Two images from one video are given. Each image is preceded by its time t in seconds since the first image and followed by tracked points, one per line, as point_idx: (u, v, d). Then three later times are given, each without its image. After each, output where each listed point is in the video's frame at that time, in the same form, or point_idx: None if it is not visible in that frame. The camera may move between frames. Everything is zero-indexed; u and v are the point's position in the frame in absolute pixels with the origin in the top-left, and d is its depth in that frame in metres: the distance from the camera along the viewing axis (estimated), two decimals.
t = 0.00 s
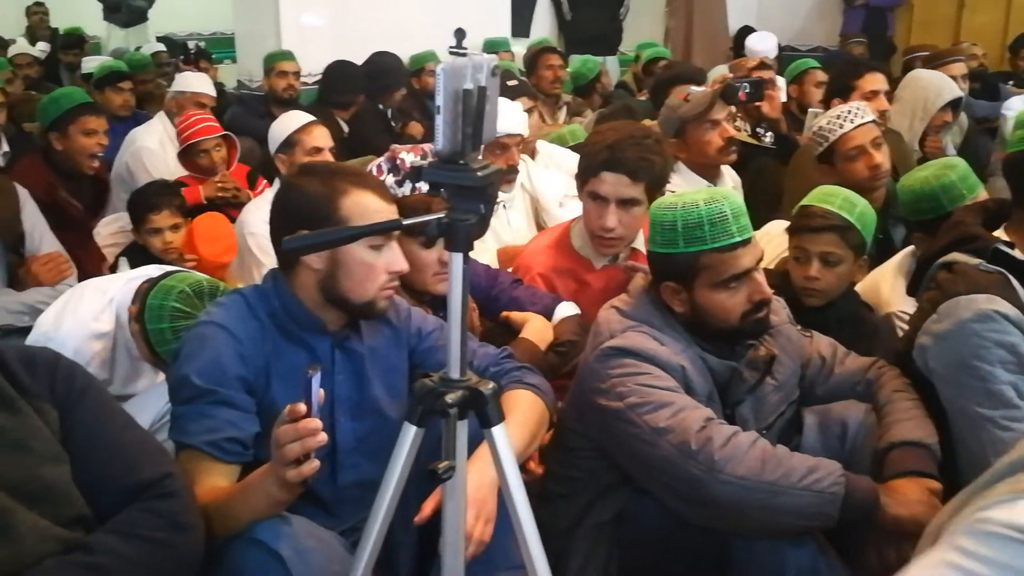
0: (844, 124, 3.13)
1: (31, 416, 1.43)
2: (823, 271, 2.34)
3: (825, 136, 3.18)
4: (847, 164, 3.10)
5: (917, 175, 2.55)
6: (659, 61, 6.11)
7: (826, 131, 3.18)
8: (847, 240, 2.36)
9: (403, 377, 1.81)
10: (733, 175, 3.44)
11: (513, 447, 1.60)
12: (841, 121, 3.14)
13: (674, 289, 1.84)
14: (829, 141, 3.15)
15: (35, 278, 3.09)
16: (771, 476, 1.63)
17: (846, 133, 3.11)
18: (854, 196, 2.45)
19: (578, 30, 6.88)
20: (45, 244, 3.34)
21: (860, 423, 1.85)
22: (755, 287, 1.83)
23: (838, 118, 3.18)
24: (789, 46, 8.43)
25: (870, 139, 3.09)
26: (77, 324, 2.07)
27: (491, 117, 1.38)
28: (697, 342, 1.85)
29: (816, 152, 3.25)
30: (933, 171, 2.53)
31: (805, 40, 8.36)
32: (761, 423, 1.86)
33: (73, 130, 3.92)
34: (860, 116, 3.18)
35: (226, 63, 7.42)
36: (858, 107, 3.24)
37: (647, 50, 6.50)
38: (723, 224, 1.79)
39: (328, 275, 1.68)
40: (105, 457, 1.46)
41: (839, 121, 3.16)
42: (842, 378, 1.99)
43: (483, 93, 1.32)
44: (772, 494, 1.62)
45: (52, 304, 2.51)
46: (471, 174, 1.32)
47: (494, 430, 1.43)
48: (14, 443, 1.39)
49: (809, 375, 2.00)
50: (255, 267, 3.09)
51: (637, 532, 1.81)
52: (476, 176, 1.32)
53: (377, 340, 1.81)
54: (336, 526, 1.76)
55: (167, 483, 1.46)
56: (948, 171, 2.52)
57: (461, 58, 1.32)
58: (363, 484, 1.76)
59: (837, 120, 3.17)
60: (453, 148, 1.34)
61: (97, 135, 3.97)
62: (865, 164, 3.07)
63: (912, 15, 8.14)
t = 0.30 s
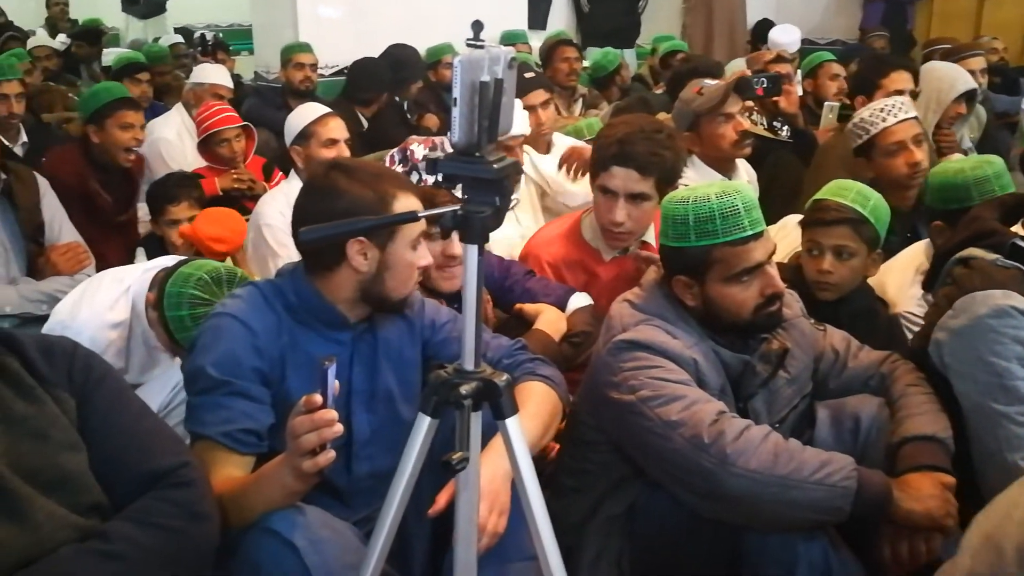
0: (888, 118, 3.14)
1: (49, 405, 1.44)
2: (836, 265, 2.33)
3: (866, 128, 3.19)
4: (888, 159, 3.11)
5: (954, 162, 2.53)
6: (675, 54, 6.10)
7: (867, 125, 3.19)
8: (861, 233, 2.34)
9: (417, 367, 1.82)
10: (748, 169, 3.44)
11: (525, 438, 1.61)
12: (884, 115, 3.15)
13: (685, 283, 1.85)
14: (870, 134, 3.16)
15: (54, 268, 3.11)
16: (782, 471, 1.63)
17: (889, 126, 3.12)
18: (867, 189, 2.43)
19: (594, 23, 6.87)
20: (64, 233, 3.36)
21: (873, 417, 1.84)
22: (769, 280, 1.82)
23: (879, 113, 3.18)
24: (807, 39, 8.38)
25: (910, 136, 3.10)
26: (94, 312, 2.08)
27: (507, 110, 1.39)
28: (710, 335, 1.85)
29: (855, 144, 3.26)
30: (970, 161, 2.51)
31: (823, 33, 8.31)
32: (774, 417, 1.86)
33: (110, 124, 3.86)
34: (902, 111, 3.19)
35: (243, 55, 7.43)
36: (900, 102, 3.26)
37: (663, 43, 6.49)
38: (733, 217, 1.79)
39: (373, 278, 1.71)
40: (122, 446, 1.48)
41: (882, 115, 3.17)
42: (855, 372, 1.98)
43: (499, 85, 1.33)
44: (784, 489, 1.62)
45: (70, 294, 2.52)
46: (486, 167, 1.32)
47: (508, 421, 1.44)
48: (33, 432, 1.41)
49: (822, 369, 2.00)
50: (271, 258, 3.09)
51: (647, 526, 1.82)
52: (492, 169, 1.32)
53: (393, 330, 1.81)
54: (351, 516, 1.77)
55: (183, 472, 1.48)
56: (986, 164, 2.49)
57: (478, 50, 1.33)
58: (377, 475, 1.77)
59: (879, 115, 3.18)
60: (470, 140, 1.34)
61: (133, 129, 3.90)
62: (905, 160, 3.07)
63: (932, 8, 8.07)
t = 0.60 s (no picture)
0: (947, 114, 3.12)
1: (66, 395, 1.45)
2: (848, 257, 2.32)
3: (922, 121, 3.17)
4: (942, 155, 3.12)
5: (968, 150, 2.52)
6: (690, 47, 6.08)
7: (924, 117, 3.17)
8: (873, 226, 2.33)
9: (434, 359, 1.82)
10: (763, 160, 3.42)
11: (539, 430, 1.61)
12: (944, 110, 3.13)
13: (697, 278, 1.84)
14: (926, 128, 3.15)
15: (70, 257, 3.12)
16: (795, 466, 1.63)
17: (946, 122, 3.11)
18: (881, 181, 2.41)
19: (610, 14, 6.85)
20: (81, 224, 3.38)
21: (888, 412, 1.84)
22: (782, 274, 1.82)
23: (941, 107, 3.15)
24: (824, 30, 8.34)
25: (966, 134, 3.10)
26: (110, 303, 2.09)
27: (521, 101, 1.38)
28: (723, 329, 1.84)
29: (908, 135, 3.24)
30: (983, 150, 2.49)
31: (839, 24, 8.27)
32: (788, 411, 1.86)
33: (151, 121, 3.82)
34: (963, 107, 3.16)
35: (258, 46, 7.45)
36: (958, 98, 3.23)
37: (679, 35, 6.46)
38: (747, 210, 1.78)
39: (396, 273, 1.71)
40: (137, 437, 1.49)
41: (944, 110, 3.14)
42: (870, 366, 1.98)
43: (514, 77, 1.33)
44: (797, 484, 1.62)
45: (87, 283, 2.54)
46: (501, 159, 1.32)
47: (522, 413, 1.44)
48: (50, 421, 1.42)
49: (837, 363, 1.99)
50: (286, 250, 3.11)
51: (659, 521, 1.82)
52: (506, 161, 1.32)
53: (412, 323, 1.82)
54: (365, 506, 1.78)
55: (198, 462, 1.49)
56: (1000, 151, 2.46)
57: (493, 42, 1.33)
58: (394, 466, 1.78)
59: (940, 110, 3.14)
60: (484, 132, 1.34)
61: (173, 128, 3.84)
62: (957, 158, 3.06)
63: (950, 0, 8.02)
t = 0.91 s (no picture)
0: (1004, 114, 3.10)
1: (90, 387, 1.47)
2: (870, 255, 2.30)
3: (978, 120, 3.16)
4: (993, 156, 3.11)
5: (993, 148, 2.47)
6: (714, 43, 6.06)
7: (980, 116, 3.15)
8: (896, 224, 2.30)
9: (457, 355, 1.83)
10: (787, 158, 3.40)
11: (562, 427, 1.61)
12: (1001, 110, 3.11)
13: (721, 276, 1.83)
14: (982, 126, 3.14)
15: (96, 252, 3.15)
16: (820, 468, 1.62)
17: (1003, 122, 3.09)
18: (906, 178, 2.39)
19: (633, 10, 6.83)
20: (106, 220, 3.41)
21: (913, 412, 1.82)
22: (806, 272, 1.81)
23: (1000, 106, 3.13)
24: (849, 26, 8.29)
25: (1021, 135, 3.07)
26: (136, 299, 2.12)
27: (544, 97, 1.38)
28: (748, 328, 1.83)
29: (962, 133, 3.24)
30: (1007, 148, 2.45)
31: (865, 20, 8.22)
32: (812, 410, 1.85)
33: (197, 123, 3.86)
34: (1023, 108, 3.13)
35: (282, 43, 7.49)
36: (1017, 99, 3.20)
37: (703, 31, 6.44)
38: (772, 210, 1.77)
39: (421, 271, 1.71)
40: (162, 431, 1.50)
41: (1003, 110, 3.11)
42: (895, 366, 1.96)
43: (536, 73, 1.32)
44: (821, 487, 1.61)
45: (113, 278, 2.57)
46: (523, 154, 1.32)
47: (544, 410, 1.44)
48: (75, 414, 1.44)
49: (862, 362, 1.98)
50: (309, 245, 3.13)
51: (682, 521, 1.82)
52: (528, 156, 1.32)
53: (435, 318, 1.82)
54: (388, 501, 1.79)
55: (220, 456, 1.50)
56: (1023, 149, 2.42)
57: (516, 38, 1.32)
58: (417, 461, 1.78)
59: (998, 109, 3.12)
60: (506, 128, 1.34)
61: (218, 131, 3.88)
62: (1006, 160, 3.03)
63: None
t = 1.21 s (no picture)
0: (1021, 115, 3.09)
1: (112, 379, 1.48)
2: (894, 253, 2.28)
3: (994, 120, 3.15)
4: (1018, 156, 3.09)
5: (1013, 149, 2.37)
6: (735, 38, 6.03)
7: (998, 116, 3.14)
8: (920, 221, 2.27)
9: (475, 350, 1.83)
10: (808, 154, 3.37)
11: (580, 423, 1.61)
12: (1017, 110, 3.10)
13: (740, 274, 1.83)
14: (998, 127, 3.13)
15: (118, 247, 3.18)
16: (840, 467, 1.61)
17: (1020, 123, 3.09)
18: (931, 175, 2.35)
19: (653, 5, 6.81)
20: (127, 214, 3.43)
21: (935, 411, 1.81)
22: (827, 270, 1.79)
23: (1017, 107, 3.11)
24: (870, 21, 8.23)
25: None
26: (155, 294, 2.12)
27: (563, 93, 1.37)
28: (768, 325, 1.83)
29: (978, 135, 3.22)
30: None
31: (886, 15, 8.16)
32: (832, 408, 1.84)
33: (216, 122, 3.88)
34: None
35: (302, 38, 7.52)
36: None
37: (723, 26, 6.41)
38: (793, 206, 1.75)
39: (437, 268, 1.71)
40: (183, 424, 1.51)
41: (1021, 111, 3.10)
42: (917, 364, 1.95)
43: (556, 68, 1.32)
44: (841, 485, 1.60)
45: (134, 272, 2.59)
46: (542, 150, 1.32)
47: (562, 406, 1.44)
48: (96, 407, 1.44)
49: (882, 360, 1.97)
50: (328, 240, 3.13)
51: (700, 517, 1.81)
52: (547, 152, 1.31)
53: (453, 314, 1.82)
54: (406, 495, 1.79)
55: (238, 449, 1.50)
56: None
57: (536, 33, 1.32)
58: (435, 457, 1.78)
59: (1016, 110, 3.11)
60: (526, 123, 1.33)
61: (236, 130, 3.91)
62: None
63: None
